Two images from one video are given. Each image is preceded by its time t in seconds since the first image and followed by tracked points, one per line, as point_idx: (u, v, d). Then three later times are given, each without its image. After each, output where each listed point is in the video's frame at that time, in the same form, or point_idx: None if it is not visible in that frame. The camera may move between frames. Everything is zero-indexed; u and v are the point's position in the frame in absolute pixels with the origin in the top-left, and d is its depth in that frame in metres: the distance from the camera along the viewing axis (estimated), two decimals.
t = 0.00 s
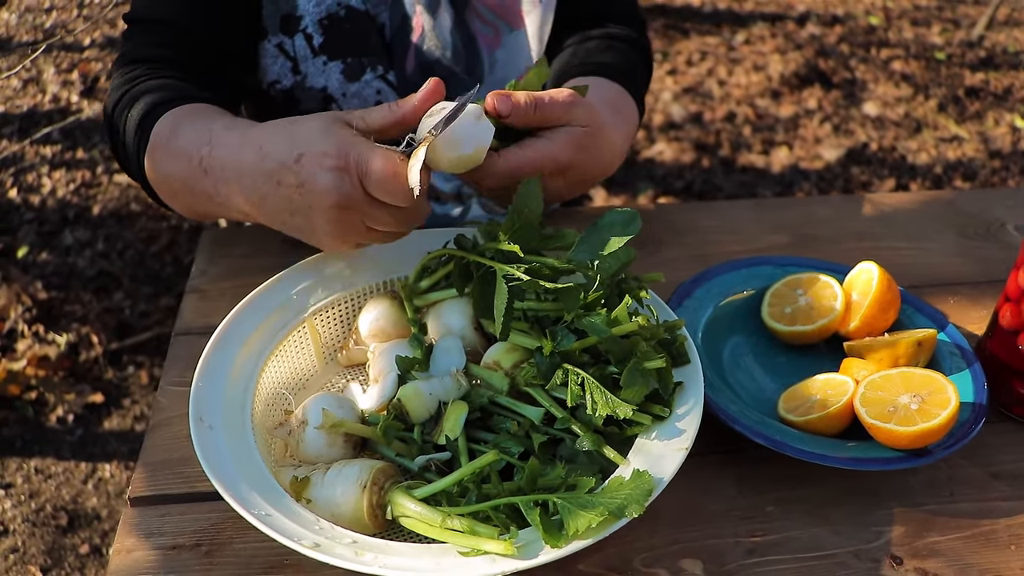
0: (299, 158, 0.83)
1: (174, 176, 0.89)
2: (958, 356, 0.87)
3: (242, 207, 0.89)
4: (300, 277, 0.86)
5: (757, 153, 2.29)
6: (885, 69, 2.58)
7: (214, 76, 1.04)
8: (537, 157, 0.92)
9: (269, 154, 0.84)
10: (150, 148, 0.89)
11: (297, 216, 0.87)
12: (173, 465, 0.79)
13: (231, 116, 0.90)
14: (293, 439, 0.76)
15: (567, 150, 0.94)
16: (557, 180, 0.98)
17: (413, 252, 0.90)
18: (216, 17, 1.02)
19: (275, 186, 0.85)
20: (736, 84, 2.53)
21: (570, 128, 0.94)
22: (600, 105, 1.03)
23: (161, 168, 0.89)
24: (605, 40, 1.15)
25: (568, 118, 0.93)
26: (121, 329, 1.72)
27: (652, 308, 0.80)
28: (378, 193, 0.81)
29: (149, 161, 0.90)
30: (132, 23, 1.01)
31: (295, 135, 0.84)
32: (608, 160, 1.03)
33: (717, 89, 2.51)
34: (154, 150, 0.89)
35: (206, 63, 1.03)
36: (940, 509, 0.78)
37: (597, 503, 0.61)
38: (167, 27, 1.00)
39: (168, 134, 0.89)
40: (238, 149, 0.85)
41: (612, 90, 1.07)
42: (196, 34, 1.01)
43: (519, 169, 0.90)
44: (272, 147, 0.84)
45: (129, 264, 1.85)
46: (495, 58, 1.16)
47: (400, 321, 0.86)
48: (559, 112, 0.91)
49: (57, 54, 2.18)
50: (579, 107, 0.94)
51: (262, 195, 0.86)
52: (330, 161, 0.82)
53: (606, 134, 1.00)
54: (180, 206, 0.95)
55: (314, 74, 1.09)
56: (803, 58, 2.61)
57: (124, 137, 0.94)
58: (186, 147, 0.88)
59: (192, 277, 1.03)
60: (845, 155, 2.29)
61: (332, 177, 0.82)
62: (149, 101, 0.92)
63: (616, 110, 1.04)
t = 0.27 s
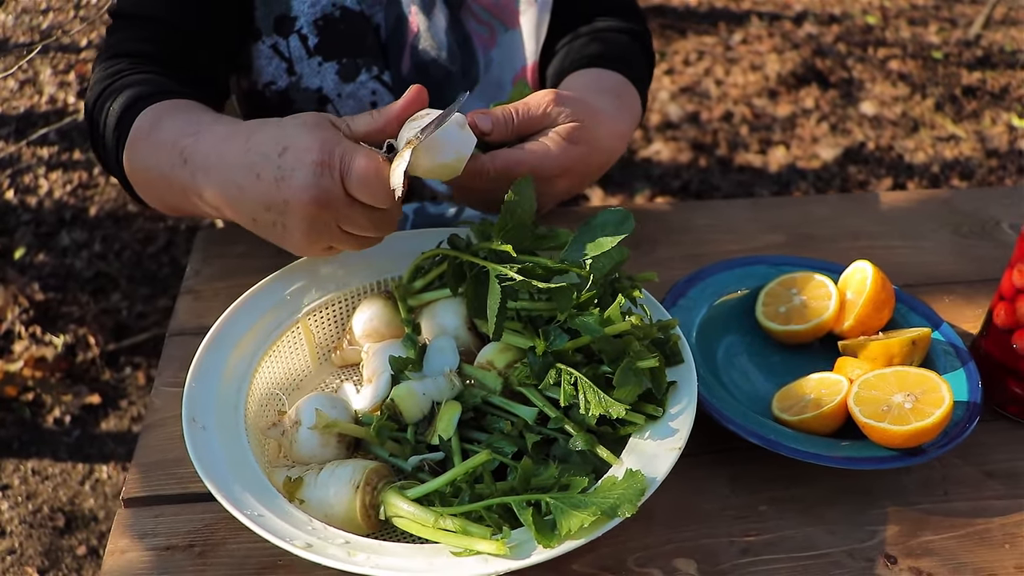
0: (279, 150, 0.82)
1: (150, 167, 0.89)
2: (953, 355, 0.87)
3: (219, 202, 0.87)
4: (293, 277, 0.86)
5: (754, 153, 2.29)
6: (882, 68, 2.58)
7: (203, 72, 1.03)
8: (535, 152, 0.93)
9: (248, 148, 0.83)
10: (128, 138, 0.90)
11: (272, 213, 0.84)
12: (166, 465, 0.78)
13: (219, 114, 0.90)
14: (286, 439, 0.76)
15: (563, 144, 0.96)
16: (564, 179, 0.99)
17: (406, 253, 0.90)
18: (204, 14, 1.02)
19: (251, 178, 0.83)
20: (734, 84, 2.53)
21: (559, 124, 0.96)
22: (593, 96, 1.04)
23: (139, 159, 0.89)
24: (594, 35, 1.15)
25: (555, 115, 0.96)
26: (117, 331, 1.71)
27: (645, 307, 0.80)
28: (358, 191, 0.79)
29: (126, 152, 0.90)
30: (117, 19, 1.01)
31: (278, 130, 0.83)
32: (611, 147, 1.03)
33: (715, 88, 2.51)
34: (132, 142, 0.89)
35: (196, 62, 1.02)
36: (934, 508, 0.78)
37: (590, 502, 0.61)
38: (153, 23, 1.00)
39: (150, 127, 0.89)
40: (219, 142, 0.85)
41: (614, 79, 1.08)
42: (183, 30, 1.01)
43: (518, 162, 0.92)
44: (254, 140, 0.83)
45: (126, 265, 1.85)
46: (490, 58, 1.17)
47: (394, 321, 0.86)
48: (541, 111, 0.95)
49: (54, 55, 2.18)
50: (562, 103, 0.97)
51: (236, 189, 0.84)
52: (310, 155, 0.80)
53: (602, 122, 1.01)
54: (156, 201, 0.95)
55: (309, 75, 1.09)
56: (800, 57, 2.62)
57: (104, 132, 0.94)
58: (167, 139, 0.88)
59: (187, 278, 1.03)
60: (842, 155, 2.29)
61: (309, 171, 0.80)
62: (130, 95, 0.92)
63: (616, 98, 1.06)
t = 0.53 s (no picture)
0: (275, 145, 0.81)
1: (149, 163, 0.89)
2: (947, 354, 0.87)
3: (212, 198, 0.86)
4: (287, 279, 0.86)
5: (753, 153, 2.30)
6: (880, 68, 2.59)
7: (198, 72, 1.04)
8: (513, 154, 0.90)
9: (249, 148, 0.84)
10: (129, 137, 0.91)
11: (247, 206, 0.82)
12: (161, 466, 0.79)
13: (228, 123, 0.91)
14: (280, 440, 0.76)
15: (536, 141, 0.93)
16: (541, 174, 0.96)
17: (400, 253, 0.90)
18: (198, 14, 1.03)
19: (242, 170, 0.82)
20: (732, 83, 2.53)
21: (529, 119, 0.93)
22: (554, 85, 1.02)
23: (138, 157, 0.90)
24: (581, 30, 1.14)
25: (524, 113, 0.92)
26: (115, 331, 1.72)
27: (638, 307, 0.80)
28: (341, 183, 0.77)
29: (126, 147, 0.91)
30: (110, 16, 1.01)
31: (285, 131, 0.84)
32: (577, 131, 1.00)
33: (713, 88, 2.52)
34: (133, 139, 0.91)
35: (194, 63, 1.04)
36: (927, 508, 0.78)
37: (582, 503, 0.61)
38: (147, 23, 1.00)
39: (155, 126, 0.91)
40: (226, 141, 0.86)
41: (584, 70, 1.07)
42: (178, 29, 1.02)
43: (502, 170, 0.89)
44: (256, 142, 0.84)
45: (125, 267, 1.86)
46: (483, 58, 1.16)
47: (389, 322, 0.86)
48: (511, 112, 0.90)
49: (52, 56, 2.18)
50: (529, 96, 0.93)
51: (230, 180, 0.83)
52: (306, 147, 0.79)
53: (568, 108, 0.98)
54: (151, 202, 0.94)
55: (303, 75, 1.09)
56: (798, 57, 2.62)
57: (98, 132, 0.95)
58: (172, 137, 0.89)
59: (182, 279, 1.03)
60: (840, 154, 2.29)
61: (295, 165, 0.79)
62: (129, 97, 0.94)
63: (584, 87, 1.04)
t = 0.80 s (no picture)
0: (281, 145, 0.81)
1: (163, 170, 0.90)
2: (940, 354, 0.87)
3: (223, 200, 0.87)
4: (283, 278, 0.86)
5: (753, 153, 2.30)
6: (881, 68, 2.59)
7: (206, 74, 1.05)
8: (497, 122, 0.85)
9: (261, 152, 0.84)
10: (143, 144, 0.92)
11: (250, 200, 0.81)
12: (156, 465, 0.79)
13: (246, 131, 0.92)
14: (275, 438, 0.76)
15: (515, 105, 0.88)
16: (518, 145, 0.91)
17: (395, 252, 0.90)
18: (200, 14, 1.03)
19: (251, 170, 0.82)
20: (733, 84, 2.53)
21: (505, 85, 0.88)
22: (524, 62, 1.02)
23: (153, 163, 0.91)
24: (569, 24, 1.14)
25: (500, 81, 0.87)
26: (115, 331, 1.73)
27: (632, 307, 0.80)
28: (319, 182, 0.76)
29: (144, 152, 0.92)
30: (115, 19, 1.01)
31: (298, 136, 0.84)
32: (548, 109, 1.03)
33: (713, 89, 2.52)
34: (149, 145, 0.92)
35: (199, 68, 1.04)
36: (921, 508, 0.78)
37: (574, 501, 0.61)
38: (151, 25, 1.00)
39: (173, 133, 0.92)
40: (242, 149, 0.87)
41: (565, 52, 1.08)
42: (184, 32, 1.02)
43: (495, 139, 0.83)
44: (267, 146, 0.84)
45: (125, 267, 1.86)
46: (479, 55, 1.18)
47: (384, 321, 0.86)
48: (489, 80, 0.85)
49: (53, 56, 2.18)
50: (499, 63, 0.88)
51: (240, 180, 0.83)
52: (304, 144, 0.78)
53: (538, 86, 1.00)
54: (166, 208, 0.95)
55: (300, 72, 1.09)
56: (799, 57, 2.62)
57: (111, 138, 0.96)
58: (188, 144, 0.90)
59: (179, 278, 1.03)
60: (841, 155, 2.29)
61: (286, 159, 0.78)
62: (141, 107, 0.95)
63: (561, 68, 1.05)
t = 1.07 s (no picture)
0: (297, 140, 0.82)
1: (172, 155, 0.90)
2: (933, 352, 0.87)
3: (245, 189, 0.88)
4: (280, 276, 0.87)
5: (755, 154, 2.30)
6: (884, 69, 2.59)
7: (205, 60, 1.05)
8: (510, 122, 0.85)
9: (272, 140, 0.84)
10: (150, 130, 0.91)
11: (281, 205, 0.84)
12: (152, 461, 0.79)
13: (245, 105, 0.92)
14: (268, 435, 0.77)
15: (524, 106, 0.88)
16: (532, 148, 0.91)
17: (391, 251, 0.91)
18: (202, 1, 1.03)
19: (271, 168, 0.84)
20: (735, 85, 2.54)
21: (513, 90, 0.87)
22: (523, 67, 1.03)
23: (161, 148, 0.91)
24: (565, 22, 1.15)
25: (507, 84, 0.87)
26: (118, 330, 1.74)
27: (625, 306, 0.81)
28: (362, 191, 0.80)
29: (150, 138, 0.91)
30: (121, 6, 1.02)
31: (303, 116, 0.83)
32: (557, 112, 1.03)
33: (716, 89, 2.53)
34: (154, 129, 0.91)
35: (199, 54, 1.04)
36: (913, 507, 0.78)
37: (561, 500, 0.62)
38: (153, 13, 1.01)
39: (176, 113, 0.91)
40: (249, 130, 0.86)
41: (565, 51, 1.08)
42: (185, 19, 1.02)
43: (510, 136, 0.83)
44: (277, 131, 0.84)
45: (128, 266, 1.88)
46: (477, 48, 1.16)
47: (378, 319, 0.87)
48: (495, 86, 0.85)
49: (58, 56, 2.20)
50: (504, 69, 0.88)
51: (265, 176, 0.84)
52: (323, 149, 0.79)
53: (546, 93, 1.01)
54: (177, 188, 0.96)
55: (299, 64, 1.09)
56: (801, 58, 2.62)
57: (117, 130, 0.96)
58: (194, 127, 0.89)
59: (177, 276, 1.04)
60: (843, 156, 2.29)
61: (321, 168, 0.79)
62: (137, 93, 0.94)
63: (564, 68, 1.05)
